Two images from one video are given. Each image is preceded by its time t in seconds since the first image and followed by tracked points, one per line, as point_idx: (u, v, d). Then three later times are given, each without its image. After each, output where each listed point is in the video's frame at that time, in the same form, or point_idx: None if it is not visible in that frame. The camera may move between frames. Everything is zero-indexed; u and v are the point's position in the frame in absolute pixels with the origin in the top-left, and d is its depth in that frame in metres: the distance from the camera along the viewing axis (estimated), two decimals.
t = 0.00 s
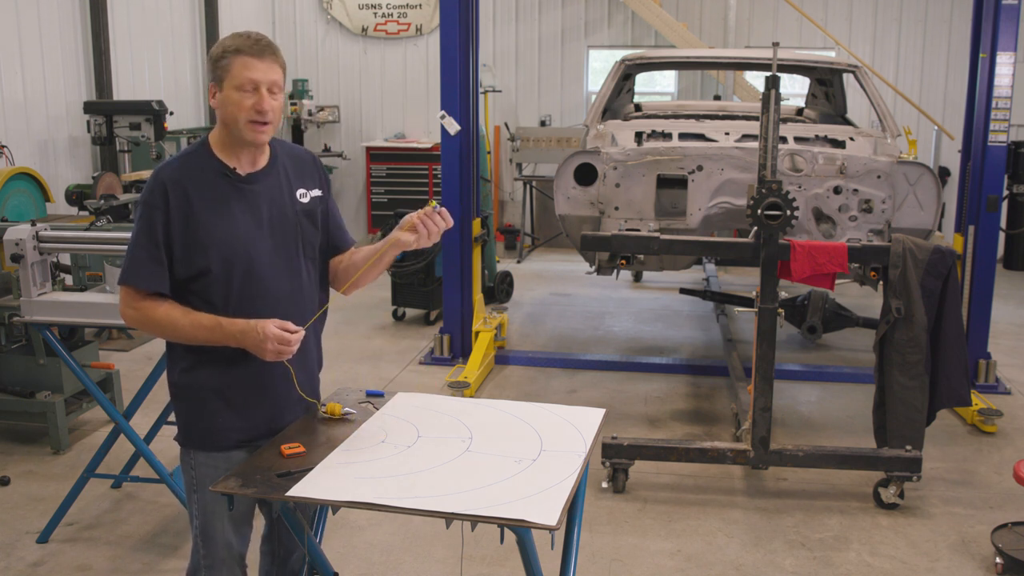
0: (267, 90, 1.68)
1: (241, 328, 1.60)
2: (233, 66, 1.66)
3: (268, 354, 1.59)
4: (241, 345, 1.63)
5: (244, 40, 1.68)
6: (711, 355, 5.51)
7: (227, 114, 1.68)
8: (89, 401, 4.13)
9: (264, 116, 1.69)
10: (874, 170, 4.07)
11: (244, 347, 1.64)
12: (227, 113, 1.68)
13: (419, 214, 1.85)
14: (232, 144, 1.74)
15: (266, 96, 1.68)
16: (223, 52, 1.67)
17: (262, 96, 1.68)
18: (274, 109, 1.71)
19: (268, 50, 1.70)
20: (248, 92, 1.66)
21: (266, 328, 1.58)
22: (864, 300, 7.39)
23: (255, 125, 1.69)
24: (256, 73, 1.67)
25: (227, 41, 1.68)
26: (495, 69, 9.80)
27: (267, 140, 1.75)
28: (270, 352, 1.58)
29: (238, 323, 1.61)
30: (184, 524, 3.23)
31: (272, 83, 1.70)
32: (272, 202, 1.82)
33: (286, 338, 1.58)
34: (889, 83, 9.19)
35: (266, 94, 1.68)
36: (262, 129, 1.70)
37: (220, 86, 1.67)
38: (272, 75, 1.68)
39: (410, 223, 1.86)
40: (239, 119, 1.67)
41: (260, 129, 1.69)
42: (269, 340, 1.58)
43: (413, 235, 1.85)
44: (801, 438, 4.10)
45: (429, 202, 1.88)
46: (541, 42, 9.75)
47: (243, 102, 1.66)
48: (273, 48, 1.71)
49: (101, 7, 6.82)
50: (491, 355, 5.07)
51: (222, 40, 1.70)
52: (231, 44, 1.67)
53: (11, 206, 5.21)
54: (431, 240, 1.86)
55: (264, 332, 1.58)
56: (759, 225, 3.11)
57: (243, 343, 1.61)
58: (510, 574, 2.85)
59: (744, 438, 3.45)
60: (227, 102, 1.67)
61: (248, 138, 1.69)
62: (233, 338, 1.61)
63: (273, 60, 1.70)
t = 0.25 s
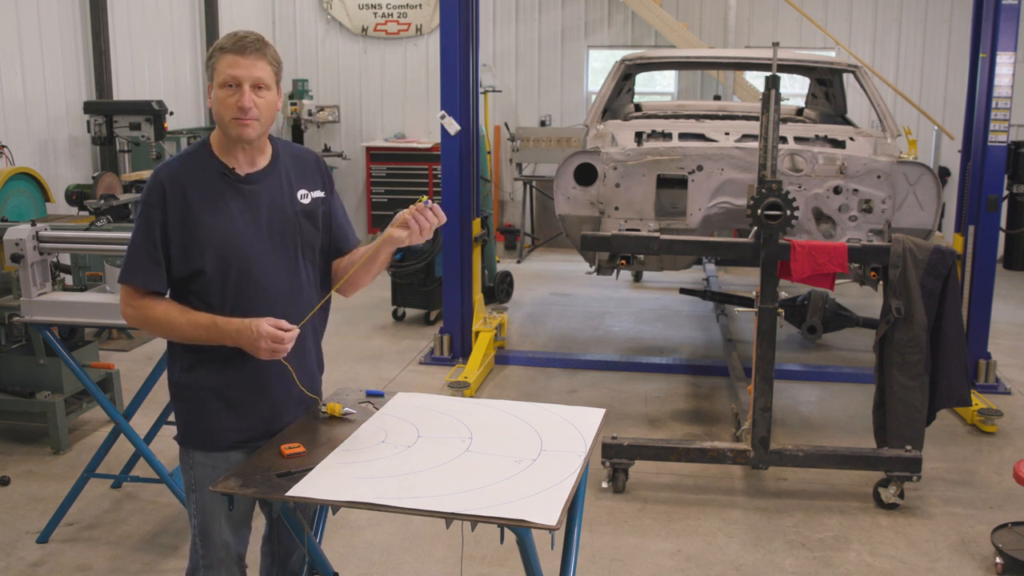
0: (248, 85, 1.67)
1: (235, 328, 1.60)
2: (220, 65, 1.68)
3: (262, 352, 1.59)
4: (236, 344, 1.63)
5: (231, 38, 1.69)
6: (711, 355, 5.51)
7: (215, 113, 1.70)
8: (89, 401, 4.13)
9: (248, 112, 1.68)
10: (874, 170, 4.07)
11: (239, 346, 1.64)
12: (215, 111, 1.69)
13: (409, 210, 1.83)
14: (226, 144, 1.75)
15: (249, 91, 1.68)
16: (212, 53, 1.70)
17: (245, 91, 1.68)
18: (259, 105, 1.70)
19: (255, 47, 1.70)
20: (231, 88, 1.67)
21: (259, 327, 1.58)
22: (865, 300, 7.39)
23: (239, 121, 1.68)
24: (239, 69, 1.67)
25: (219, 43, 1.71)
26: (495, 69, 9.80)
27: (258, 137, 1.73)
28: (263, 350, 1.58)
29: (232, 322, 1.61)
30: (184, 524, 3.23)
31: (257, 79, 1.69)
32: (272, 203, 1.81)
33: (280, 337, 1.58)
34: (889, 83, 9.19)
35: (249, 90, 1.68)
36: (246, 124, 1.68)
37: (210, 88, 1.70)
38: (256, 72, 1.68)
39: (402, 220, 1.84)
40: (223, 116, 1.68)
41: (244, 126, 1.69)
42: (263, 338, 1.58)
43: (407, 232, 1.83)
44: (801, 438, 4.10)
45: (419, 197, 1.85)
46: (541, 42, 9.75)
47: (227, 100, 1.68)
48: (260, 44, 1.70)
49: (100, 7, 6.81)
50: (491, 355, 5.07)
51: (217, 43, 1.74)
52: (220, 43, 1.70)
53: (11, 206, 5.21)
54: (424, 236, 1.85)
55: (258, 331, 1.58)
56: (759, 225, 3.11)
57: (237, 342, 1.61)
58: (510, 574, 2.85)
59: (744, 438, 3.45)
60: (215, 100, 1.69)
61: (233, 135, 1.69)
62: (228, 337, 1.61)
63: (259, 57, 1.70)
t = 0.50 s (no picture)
0: (246, 87, 1.67)
1: (236, 324, 1.60)
2: (219, 66, 1.68)
3: (264, 345, 1.58)
4: (237, 340, 1.62)
5: (229, 40, 1.69)
6: (711, 355, 5.51)
7: (214, 114, 1.70)
8: (89, 401, 4.13)
9: (247, 114, 1.68)
10: (874, 170, 4.07)
11: (240, 342, 1.63)
12: (214, 113, 1.70)
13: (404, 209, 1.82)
14: (225, 145, 1.75)
15: (248, 93, 1.68)
16: (213, 54, 1.70)
17: (243, 93, 1.68)
18: (258, 107, 1.70)
19: (254, 49, 1.70)
20: (229, 90, 1.67)
21: (258, 319, 1.57)
22: (865, 300, 7.39)
23: (237, 124, 1.68)
24: (238, 72, 1.67)
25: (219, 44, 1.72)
26: (495, 69, 9.80)
27: (258, 139, 1.73)
28: (265, 343, 1.58)
29: (233, 319, 1.61)
30: (184, 524, 3.23)
31: (257, 82, 1.69)
32: (272, 202, 1.81)
33: (280, 327, 1.57)
34: (889, 83, 9.20)
35: (248, 93, 1.68)
36: (244, 127, 1.68)
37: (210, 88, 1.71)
38: (255, 74, 1.68)
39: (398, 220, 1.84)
40: (222, 118, 1.68)
41: (243, 128, 1.68)
42: (263, 331, 1.57)
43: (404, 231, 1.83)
44: (801, 438, 4.10)
45: (414, 194, 1.84)
46: (541, 42, 9.75)
47: (226, 102, 1.68)
48: (260, 47, 1.70)
49: (100, 7, 6.81)
50: (491, 355, 5.07)
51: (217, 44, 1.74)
52: (219, 45, 1.70)
53: (11, 206, 5.21)
54: (422, 233, 1.84)
55: (257, 323, 1.57)
56: (759, 225, 3.11)
57: (238, 338, 1.61)
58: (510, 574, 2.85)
59: (744, 438, 3.45)
60: (214, 102, 1.69)
61: (232, 137, 1.69)
62: (229, 333, 1.61)
63: (259, 59, 1.70)
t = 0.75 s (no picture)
0: (247, 88, 1.67)
1: (245, 322, 1.61)
2: (220, 67, 1.68)
3: (276, 342, 1.60)
4: (245, 339, 1.63)
5: (230, 41, 1.69)
6: (711, 355, 5.51)
7: (213, 115, 1.70)
8: (89, 401, 4.13)
9: (247, 116, 1.68)
10: (874, 170, 4.07)
11: (248, 341, 1.64)
12: (214, 114, 1.70)
13: (404, 196, 1.79)
14: (225, 145, 1.75)
15: (248, 94, 1.68)
16: (214, 54, 1.70)
17: (243, 94, 1.67)
18: (258, 109, 1.69)
19: (256, 51, 1.70)
20: (230, 91, 1.67)
21: (271, 317, 1.58)
22: (864, 300, 7.39)
23: (237, 125, 1.68)
24: (238, 73, 1.67)
25: (221, 45, 1.72)
26: (495, 69, 9.80)
27: (258, 140, 1.73)
28: (277, 339, 1.59)
29: (241, 317, 1.62)
30: (184, 524, 3.23)
31: (257, 83, 1.69)
32: (273, 202, 1.81)
33: (293, 325, 1.59)
34: (889, 83, 9.20)
35: (248, 94, 1.68)
36: (244, 128, 1.68)
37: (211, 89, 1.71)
38: (255, 75, 1.68)
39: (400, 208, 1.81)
40: (222, 118, 1.68)
41: (242, 129, 1.68)
42: (276, 328, 1.58)
43: (406, 218, 1.80)
44: (801, 438, 4.10)
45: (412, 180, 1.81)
46: (541, 42, 9.75)
47: (226, 103, 1.68)
48: (261, 49, 1.70)
49: (100, 7, 6.81)
50: (491, 355, 5.07)
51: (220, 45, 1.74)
52: (221, 46, 1.70)
53: (11, 206, 5.21)
54: (426, 219, 1.81)
55: (270, 321, 1.59)
56: (759, 225, 3.11)
57: (246, 337, 1.62)
58: (510, 574, 2.85)
59: (744, 438, 3.45)
60: (214, 102, 1.69)
61: (231, 138, 1.69)
62: (237, 332, 1.62)
63: (260, 61, 1.70)
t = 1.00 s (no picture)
0: (248, 88, 1.67)
1: (249, 321, 1.61)
2: (222, 67, 1.69)
3: (281, 342, 1.60)
4: (249, 338, 1.63)
5: (234, 41, 1.69)
6: (711, 355, 5.51)
7: (214, 113, 1.70)
8: (89, 401, 4.13)
9: (246, 116, 1.68)
10: (874, 170, 4.07)
11: (251, 341, 1.64)
12: (214, 112, 1.70)
13: (409, 190, 1.81)
14: (224, 144, 1.75)
15: (249, 95, 1.68)
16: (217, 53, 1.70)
17: (244, 95, 1.68)
18: (259, 110, 1.69)
19: (259, 51, 1.69)
20: (231, 91, 1.67)
21: (276, 312, 1.58)
22: (864, 300, 7.39)
23: (236, 124, 1.68)
24: (240, 74, 1.67)
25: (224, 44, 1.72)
26: (495, 69, 9.79)
27: (257, 141, 1.73)
28: (283, 339, 1.60)
29: (245, 317, 1.62)
30: (183, 524, 3.23)
31: (259, 85, 1.69)
32: (274, 202, 1.81)
33: (300, 318, 1.59)
34: (889, 83, 9.20)
35: (248, 95, 1.68)
36: (243, 128, 1.68)
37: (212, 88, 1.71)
38: (256, 76, 1.68)
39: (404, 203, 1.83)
40: (222, 117, 1.68)
41: (241, 129, 1.68)
42: (281, 327, 1.59)
43: (409, 212, 1.83)
44: (801, 438, 4.10)
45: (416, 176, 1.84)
46: (541, 42, 9.75)
47: (226, 102, 1.68)
48: (265, 50, 1.70)
49: (100, 7, 6.82)
50: (491, 355, 5.07)
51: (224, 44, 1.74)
52: (224, 45, 1.70)
53: (11, 206, 5.21)
54: (429, 214, 1.84)
55: (275, 317, 1.59)
56: (759, 225, 3.11)
57: (249, 336, 1.62)
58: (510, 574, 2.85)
59: (744, 438, 3.45)
60: (214, 101, 1.69)
61: (230, 137, 1.69)
62: (241, 331, 1.62)
63: (263, 62, 1.70)
